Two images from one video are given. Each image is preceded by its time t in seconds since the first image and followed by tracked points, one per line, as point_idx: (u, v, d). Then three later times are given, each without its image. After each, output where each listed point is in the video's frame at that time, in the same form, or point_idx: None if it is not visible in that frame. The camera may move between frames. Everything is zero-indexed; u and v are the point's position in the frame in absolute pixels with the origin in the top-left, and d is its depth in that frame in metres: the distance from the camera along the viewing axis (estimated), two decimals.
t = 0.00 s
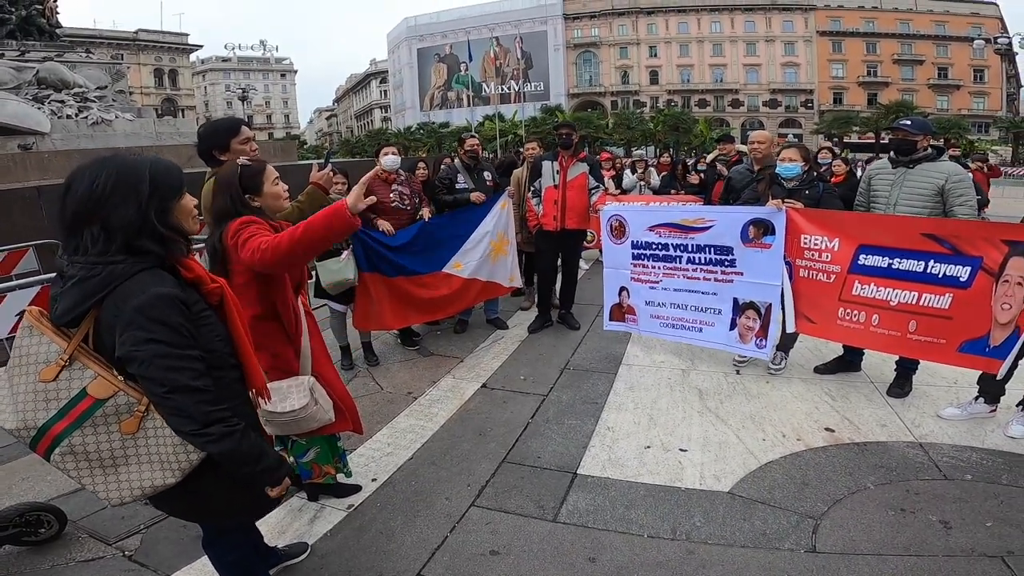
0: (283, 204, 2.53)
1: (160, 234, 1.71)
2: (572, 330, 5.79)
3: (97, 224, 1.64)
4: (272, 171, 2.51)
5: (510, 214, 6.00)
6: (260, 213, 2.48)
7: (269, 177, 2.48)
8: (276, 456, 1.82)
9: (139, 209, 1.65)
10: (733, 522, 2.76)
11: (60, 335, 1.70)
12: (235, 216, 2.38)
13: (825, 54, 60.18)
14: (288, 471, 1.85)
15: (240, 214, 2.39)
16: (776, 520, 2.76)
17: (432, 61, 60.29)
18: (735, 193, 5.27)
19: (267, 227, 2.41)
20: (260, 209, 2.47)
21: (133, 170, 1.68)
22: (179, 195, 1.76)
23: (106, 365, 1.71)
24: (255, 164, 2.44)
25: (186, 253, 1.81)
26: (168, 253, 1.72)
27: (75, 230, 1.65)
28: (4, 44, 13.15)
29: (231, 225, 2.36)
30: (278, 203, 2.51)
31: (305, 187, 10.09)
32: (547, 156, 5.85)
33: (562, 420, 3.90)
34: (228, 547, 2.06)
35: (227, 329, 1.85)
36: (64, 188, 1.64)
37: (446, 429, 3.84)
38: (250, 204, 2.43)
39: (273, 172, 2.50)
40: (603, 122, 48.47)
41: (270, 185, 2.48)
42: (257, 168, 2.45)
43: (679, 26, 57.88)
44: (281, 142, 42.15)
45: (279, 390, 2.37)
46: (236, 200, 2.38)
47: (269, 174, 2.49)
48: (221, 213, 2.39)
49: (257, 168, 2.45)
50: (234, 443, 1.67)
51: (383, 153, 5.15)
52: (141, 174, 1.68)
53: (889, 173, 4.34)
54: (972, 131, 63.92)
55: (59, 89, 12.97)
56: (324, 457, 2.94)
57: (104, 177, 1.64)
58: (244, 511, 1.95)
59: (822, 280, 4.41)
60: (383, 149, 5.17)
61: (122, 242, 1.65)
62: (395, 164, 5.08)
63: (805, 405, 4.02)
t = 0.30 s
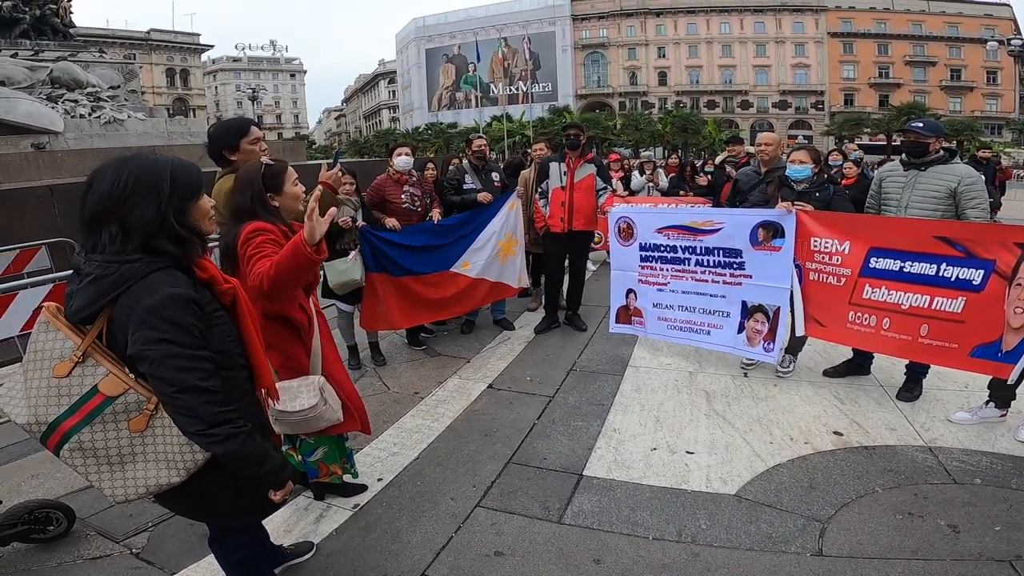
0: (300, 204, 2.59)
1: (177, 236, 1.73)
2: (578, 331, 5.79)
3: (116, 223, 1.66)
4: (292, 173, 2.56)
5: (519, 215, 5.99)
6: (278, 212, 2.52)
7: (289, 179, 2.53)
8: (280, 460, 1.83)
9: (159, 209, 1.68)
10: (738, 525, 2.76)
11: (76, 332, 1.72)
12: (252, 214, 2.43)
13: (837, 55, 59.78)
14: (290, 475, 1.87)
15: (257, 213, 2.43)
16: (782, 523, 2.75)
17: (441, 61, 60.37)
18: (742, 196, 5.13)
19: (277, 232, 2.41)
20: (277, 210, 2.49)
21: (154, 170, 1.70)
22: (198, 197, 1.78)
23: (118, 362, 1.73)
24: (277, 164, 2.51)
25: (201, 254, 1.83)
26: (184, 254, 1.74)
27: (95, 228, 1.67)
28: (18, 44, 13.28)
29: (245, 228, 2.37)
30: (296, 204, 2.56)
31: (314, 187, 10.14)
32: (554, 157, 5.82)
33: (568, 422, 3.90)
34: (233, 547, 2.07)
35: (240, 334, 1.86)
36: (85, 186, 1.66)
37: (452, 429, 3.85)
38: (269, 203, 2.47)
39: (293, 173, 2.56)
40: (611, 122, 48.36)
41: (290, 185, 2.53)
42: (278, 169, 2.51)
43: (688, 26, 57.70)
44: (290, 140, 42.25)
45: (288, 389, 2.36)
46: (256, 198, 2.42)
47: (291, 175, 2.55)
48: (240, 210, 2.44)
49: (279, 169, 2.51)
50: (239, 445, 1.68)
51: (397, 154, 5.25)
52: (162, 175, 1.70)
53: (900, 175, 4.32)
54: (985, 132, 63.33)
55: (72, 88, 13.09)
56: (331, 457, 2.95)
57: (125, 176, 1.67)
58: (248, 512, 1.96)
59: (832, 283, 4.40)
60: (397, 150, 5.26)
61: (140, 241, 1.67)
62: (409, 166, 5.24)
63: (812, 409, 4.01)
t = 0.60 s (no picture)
0: (297, 208, 2.63)
1: (175, 240, 1.73)
2: (573, 334, 5.80)
3: (113, 225, 1.65)
4: (290, 177, 2.60)
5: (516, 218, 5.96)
6: (276, 216, 2.53)
7: (287, 183, 2.58)
8: (274, 463, 1.83)
9: (158, 212, 1.67)
10: (733, 527, 2.77)
11: (69, 334, 1.71)
12: (250, 217, 2.41)
13: (831, 59, 60.07)
14: (284, 478, 1.85)
15: (255, 218, 2.41)
16: (776, 525, 2.76)
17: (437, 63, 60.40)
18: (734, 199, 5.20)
19: (274, 239, 2.40)
20: (275, 214, 2.49)
21: (155, 173, 1.70)
22: (197, 200, 1.78)
23: (112, 364, 1.72)
24: (275, 168, 2.55)
25: (198, 257, 1.83)
26: (182, 257, 1.74)
27: (91, 228, 1.66)
28: (12, 43, 13.23)
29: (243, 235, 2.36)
30: (293, 208, 2.60)
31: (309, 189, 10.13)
32: (549, 160, 5.86)
33: (563, 424, 3.91)
34: (229, 549, 2.07)
35: (233, 334, 1.87)
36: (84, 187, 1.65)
37: (447, 432, 3.85)
38: (267, 207, 2.47)
39: (291, 177, 2.60)
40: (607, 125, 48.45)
41: (288, 190, 2.58)
42: (276, 173, 2.54)
43: (684, 30, 57.91)
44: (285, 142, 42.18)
45: (284, 392, 2.32)
46: (256, 200, 2.41)
47: (288, 179, 2.59)
48: (239, 211, 2.42)
49: (276, 173, 2.55)
50: (233, 448, 1.68)
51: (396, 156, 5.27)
52: (162, 178, 1.70)
53: (893, 179, 4.35)
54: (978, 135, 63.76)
55: (66, 89, 13.03)
56: (327, 459, 2.96)
57: (126, 178, 1.66)
58: (243, 516, 1.97)
59: (826, 286, 4.42)
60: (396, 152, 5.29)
61: (137, 243, 1.66)
62: (408, 170, 5.27)
63: (806, 412, 4.02)
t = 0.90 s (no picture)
0: (294, 211, 2.59)
1: (170, 242, 1.73)
2: (570, 337, 5.81)
3: (107, 227, 1.65)
4: (287, 179, 2.58)
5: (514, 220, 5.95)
6: (272, 219, 2.52)
7: (284, 185, 2.56)
8: (271, 465, 1.82)
9: (154, 213, 1.67)
10: (729, 529, 2.77)
11: (63, 337, 1.70)
12: (246, 220, 2.41)
13: (828, 62, 60.26)
14: (281, 479, 1.85)
15: (252, 221, 2.41)
16: (773, 528, 2.77)
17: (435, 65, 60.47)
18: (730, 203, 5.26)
19: (272, 242, 2.40)
20: (271, 217, 2.49)
21: (151, 174, 1.70)
22: (192, 202, 1.78)
23: (106, 366, 1.72)
24: (272, 170, 2.52)
25: (192, 259, 1.83)
26: (177, 259, 1.74)
27: (86, 231, 1.66)
28: (9, 44, 13.21)
29: (240, 238, 2.36)
30: (290, 211, 2.57)
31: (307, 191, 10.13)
32: (548, 163, 5.87)
33: (560, 427, 3.91)
34: (226, 551, 2.07)
35: (228, 334, 1.88)
36: (78, 188, 1.65)
37: (444, 434, 3.86)
38: (263, 209, 2.46)
39: (287, 180, 2.57)
40: (604, 128, 48.50)
41: (284, 193, 2.55)
42: (272, 175, 2.52)
43: (681, 32, 58.06)
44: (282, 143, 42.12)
45: (281, 396, 2.32)
46: (252, 204, 2.41)
47: (285, 182, 2.57)
48: (235, 215, 2.42)
49: (273, 175, 2.53)
50: (230, 450, 1.68)
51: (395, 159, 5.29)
52: (157, 180, 1.70)
53: (888, 182, 4.36)
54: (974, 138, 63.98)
55: (63, 89, 13.00)
56: (325, 461, 2.96)
57: (121, 179, 1.66)
58: (240, 518, 1.97)
59: (823, 289, 4.44)
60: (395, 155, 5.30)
61: (132, 246, 1.66)
62: (407, 172, 5.29)
63: (802, 415, 4.04)
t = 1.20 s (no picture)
0: (287, 212, 2.57)
1: (164, 242, 1.73)
2: (571, 335, 5.81)
3: (101, 228, 1.65)
4: (280, 180, 2.56)
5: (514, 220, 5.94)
6: (266, 219, 2.51)
7: (276, 185, 2.53)
8: (266, 465, 1.82)
9: (148, 214, 1.68)
10: (729, 528, 2.76)
11: (58, 339, 1.70)
12: (238, 220, 2.41)
13: (830, 59, 60.09)
14: (276, 479, 1.84)
15: (246, 222, 2.41)
16: (773, 527, 2.76)
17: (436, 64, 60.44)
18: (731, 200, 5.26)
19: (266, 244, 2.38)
20: (264, 218, 2.48)
21: (145, 175, 1.70)
22: (186, 203, 1.79)
23: (101, 368, 1.72)
24: (264, 170, 2.50)
25: (187, 260, 1.82)
26: (170, 261, 1.74)
27: (79, 232, 1.66)
28: (10, 45, 13.23)
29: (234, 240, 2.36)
30: (282, 212, 2.55)
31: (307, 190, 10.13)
32: (548, 161, 5.86)
33: (561, 426, 3.91)
34: (225, 551, 2.07)
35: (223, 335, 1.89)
36: (71, 189, 1.65)
37: (444, 433, 3.85)
38: (255, 210, 2.46)
39: (280, 181, 2.55)
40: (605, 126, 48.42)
41: (277, 193, 2.53)
42: (264, 176, 2.49)
43: (682, 30, 57.95)
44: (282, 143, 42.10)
45: (279, 397, 2.33)
46: (244, 205, 2.42)
47: (277, 182, 2.54)
48: (228, 216, 2.42)
49: (265, 176, 2.51)
50: (225, 451, 1.67)
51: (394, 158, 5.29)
52: (151, 180, 1.71)
53: (889, 179, 4.37)
54: (976, 135, 63.74)
55: (64, 90, 13.01)
56: (325, 461, 2.97)
57: (115, 181, 1.66)
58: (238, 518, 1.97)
59: (824, 287, 4.42)
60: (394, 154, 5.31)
61: (126, 246, 1.66)
62: (406, 171, 5.29)
63: (803, 413, 4.02)
